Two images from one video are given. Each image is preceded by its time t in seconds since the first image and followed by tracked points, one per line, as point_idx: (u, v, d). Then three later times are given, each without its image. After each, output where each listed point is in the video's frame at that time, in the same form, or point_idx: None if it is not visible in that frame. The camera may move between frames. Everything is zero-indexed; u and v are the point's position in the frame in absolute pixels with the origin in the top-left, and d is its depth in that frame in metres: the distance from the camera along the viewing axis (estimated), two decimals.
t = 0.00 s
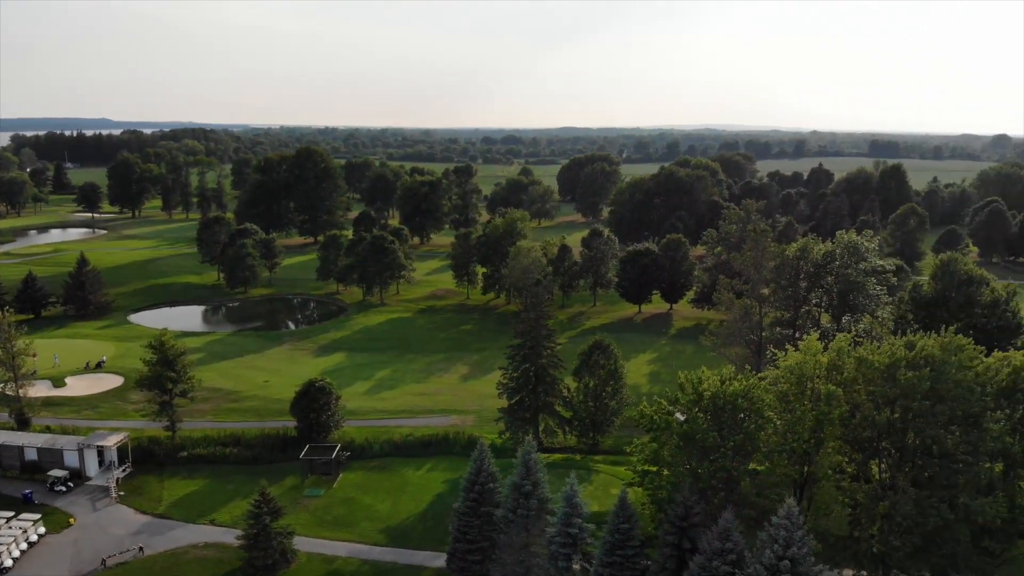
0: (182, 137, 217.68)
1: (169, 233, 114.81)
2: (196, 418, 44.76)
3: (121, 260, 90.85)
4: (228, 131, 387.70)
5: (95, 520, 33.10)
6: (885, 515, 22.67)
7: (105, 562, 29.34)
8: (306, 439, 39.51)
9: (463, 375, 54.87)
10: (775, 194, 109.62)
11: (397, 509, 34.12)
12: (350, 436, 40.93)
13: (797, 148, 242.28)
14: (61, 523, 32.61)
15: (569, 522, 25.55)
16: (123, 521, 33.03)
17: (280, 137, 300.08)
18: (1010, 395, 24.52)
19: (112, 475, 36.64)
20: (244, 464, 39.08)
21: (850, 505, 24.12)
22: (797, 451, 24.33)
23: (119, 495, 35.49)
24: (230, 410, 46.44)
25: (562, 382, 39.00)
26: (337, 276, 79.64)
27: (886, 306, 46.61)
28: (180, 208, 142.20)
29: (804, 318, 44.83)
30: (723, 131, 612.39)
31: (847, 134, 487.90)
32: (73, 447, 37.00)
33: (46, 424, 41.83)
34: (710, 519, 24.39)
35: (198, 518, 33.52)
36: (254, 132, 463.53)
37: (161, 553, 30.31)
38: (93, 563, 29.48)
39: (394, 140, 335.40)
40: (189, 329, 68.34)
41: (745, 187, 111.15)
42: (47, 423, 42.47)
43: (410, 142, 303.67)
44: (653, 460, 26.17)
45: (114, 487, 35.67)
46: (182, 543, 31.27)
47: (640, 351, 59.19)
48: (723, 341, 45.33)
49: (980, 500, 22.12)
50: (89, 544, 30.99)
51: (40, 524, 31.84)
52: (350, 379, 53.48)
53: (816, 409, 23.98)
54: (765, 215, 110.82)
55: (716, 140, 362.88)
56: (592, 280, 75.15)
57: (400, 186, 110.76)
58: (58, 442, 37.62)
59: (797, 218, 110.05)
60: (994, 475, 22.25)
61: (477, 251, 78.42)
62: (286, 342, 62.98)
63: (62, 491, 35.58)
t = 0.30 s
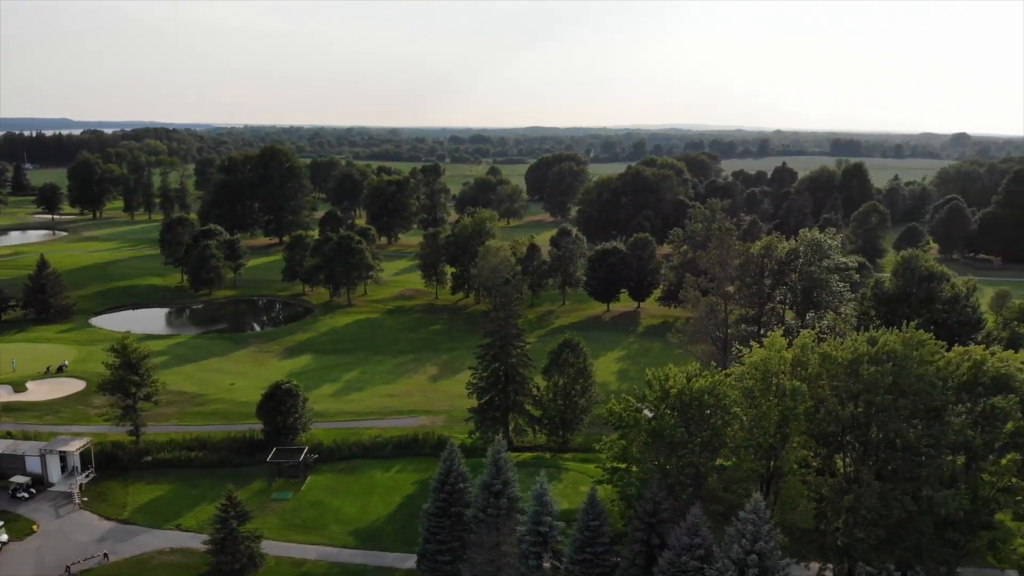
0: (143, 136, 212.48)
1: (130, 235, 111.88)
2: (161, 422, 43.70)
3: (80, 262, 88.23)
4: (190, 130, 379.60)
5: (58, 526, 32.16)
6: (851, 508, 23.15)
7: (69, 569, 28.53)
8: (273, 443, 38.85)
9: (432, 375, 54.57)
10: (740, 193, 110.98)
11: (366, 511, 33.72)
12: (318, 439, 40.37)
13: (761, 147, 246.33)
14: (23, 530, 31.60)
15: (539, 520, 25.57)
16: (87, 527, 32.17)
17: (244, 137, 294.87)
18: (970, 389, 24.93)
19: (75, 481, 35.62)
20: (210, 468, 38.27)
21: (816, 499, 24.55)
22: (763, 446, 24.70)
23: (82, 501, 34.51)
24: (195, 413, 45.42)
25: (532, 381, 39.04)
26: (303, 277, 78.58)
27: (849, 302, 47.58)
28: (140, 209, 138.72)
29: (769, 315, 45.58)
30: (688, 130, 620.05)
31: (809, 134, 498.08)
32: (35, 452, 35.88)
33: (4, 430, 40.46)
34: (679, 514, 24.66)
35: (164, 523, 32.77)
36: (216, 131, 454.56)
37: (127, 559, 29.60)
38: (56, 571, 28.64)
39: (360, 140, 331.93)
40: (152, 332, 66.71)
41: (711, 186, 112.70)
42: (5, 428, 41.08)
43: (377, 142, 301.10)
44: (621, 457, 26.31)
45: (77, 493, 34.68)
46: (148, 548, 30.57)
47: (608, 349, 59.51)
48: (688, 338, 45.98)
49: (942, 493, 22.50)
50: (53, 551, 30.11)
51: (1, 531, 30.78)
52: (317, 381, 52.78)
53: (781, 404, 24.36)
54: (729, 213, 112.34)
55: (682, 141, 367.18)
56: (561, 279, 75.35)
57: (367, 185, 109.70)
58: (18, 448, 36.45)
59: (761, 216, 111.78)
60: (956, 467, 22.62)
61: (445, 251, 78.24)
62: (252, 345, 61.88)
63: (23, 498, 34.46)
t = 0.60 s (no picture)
0: (103, 136, 206.98)
1: (90, 236, 108.83)
2: (124, 427, 42.62)
3: (38, 265, 85.54)
4: (152, 130, 370.51)
5: (20, 534, 31.38)
6: (816, 502, 23.56)
7: None
8: (239, 446, 38.09)
9: (401, 376, 54.17)
10: (705, 192, 112.27)
11: (335, 514, 33.30)
12: (285, 441, 39.78)
13: (726, 146, 249.92)
14: None
15: (510, 519, 25.68)
16: (50, 535, 31.42)
17: (210, 137, 288.68)
18: (932, 383, 25.45)
19: (37, 488, 34.65)
20: (176, 472, 37.38)
21: (781, 494, 24.98)
22: (730, 442, 25.04)
23: (44, 508, 33.65)
24: (159, 417, 44.37)
25: (501, 380, 38.98)
26: (268, 278, 77.32)
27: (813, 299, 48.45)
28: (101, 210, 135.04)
29: (734, 312, 46.32)
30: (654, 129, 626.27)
31: (773, 133, 506.99)
32: None
33: None
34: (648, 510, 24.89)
35: (129, 529, 32.02)
36: (178, 130, 444.70)
37: (91, 566, 28.96)
38: None
39: (327, 140, 327.97)
40: (113, 335, 65.01)
41: (676, 185, 114.06)
42: None
43: (343, 142, 297.88)
44: (591, 454, 26.40)
45: (39, 501, 33.78)
46: (113, 555, 29.95)
47: (577, 348, 59.79)
48: (656, 336, 46.10)
49: (905, 486, 23.17)
50: (14, 560, 29.39)
51: None
52: (284, 383, 52.01)
53: (747, 400, 24.74)
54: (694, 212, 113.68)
55: (649, 140, 370.95)
56: (530, 278, 75.49)
57: (334, 185, 108.40)
58: None
59: (726, 215, 113.35)
60: (918, 460, 23.40)
61: (413, 250, 77.78)
62: (217, 347, 60.70)
63: None
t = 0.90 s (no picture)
0: (62, 136, 201.30)
1: (48, 238, 105.65)
2: (87, 431, 41.43)
3: None
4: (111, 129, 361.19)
5: None
6: (783, 496, 23.95)
7: None
8: (206, 450, 37.37)
9: (370, 377, 53.65)
10: (671, 191, 113.55)
11: (304, 517, 32.80)
12: (253, 444, 39.04)
13: (691, 146, 252.97)
14: None
15: (480, 519, 26.02)
16: (11, 543, 30.50)
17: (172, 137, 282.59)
18: (895, 377, 25.94)
19: None
20: (141, 477, 36.41)
21: (749, 489, 25.32)
22: (698, 437, 25.32)
23: (5, 516, 32.60)
24: (124, 421, 43.26)
25: (471, 379, 38.82)
26: (234, 279, 75.90)
27: (778, 297, 49.21)
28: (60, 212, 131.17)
29: (700, 310, 47.10)
30: (621, 129, 631.25)
31: (737, 134, 514.63)
32: None
33: None
34: (618, 507, 25.06)
35: (94, 535, 31.15)
36: (139, 129, 434.18)
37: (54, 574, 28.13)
38: None
39: (293, 139, 322.64)
40: (74, 338, 63.21)
41: (643, 185, 115.09)
42: None
43: (309, 142, 293.82)
44: (561, 453, 26.43)
45: None
46: (77, 562, 29.14)
47: (547, 347, 59.91)
48: (624, 334, 46.81)
49: (869, 479, 23.65)
50: None
51: None
52: (250, 386, 51.15)
53: (714, 396, 25.07)
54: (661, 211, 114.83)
55: (616, 140, 372.63)
56: (500, 278, 75.46)
57: (300, 185, 106.86)
58: None
59: (692, 214, 114.77)
60: (882, 454, 23.93)
61: (381, 250, 77.12)
62: (182, 350, 59.40)
63: None
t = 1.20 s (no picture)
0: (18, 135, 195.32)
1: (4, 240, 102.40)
2: (49, 436, 40.26)
3: None
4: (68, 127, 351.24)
5: None
6: (751, 491, 24.24)
7: None
8: (171, 454, 36.54)
9: (338, 379, 53.06)
10: (639, 191, 114.61)
11: (272, 520, 32.29)
12: (219, 447, 38.39)
13: (658, 145, 255.44)
14: None
15: (451, 519, 25.47)
16: None
17: (132, 136, 276.02)
18: (859, 372, 26.45)
19: None
20: (105, 482, 35.50)
21: (717, 484, 25.62)
22: (667, 434, 25.58)
23: None
24: (87, 425, 42.13)
25: (441, 379, 38.64)
26: (198, 280, 74.42)
27: (744, 294, 49.93)
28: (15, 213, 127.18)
29: (668, 307, 47.69)
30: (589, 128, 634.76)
31: (703, 133, 521.14)
32: None
33: None
34: (588, 504, 25.20)
35: (56, 542, 30.27)
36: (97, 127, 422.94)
37: None
38: None
39: (257, 139, 317.82)
40: (33, 342, 61.36)
41: (611, 184, 115.87)
42: None
43: (275, 141, 289.71)
44: (531, 451, 26.43)
45: None
46: (39, 569, 28.25)
47: (517, 345, 60.02)
48: (593, 332, 47.57)
49: (834, 472, 24.08)
50: None
51: None
52: (216, 389, 50.22)
53: (681, 392, 25.35)
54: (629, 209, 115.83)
55: (584, 140, 374.67)
56: (469, 278, 75.28)
57: (265, 184, 105.22)
58: None
59: (659, 212, 116.03)
60: (846, 448, 24.41)
61: (348, 250, 76.32)
62: (145, 352, 58.04)
63: None
